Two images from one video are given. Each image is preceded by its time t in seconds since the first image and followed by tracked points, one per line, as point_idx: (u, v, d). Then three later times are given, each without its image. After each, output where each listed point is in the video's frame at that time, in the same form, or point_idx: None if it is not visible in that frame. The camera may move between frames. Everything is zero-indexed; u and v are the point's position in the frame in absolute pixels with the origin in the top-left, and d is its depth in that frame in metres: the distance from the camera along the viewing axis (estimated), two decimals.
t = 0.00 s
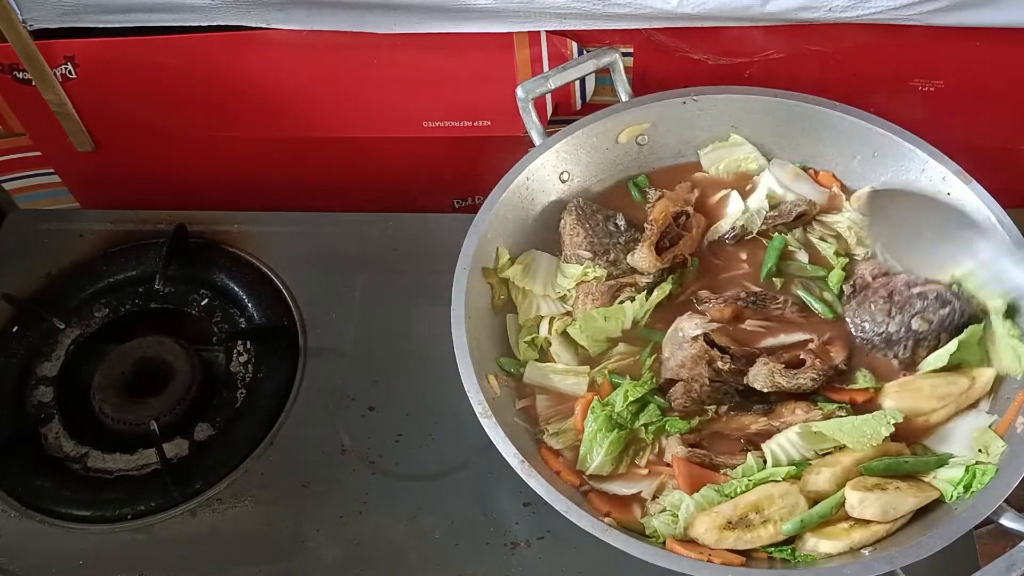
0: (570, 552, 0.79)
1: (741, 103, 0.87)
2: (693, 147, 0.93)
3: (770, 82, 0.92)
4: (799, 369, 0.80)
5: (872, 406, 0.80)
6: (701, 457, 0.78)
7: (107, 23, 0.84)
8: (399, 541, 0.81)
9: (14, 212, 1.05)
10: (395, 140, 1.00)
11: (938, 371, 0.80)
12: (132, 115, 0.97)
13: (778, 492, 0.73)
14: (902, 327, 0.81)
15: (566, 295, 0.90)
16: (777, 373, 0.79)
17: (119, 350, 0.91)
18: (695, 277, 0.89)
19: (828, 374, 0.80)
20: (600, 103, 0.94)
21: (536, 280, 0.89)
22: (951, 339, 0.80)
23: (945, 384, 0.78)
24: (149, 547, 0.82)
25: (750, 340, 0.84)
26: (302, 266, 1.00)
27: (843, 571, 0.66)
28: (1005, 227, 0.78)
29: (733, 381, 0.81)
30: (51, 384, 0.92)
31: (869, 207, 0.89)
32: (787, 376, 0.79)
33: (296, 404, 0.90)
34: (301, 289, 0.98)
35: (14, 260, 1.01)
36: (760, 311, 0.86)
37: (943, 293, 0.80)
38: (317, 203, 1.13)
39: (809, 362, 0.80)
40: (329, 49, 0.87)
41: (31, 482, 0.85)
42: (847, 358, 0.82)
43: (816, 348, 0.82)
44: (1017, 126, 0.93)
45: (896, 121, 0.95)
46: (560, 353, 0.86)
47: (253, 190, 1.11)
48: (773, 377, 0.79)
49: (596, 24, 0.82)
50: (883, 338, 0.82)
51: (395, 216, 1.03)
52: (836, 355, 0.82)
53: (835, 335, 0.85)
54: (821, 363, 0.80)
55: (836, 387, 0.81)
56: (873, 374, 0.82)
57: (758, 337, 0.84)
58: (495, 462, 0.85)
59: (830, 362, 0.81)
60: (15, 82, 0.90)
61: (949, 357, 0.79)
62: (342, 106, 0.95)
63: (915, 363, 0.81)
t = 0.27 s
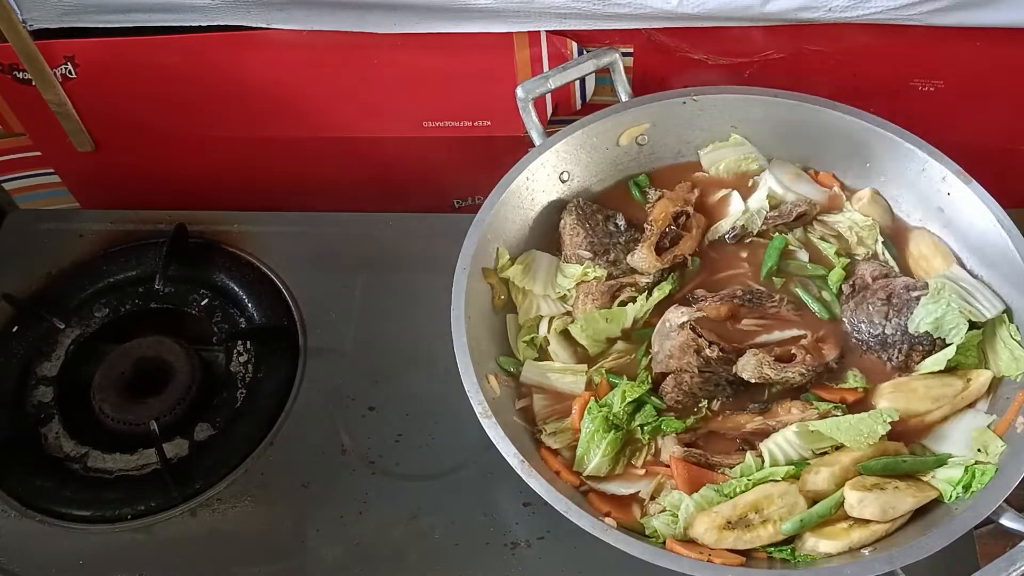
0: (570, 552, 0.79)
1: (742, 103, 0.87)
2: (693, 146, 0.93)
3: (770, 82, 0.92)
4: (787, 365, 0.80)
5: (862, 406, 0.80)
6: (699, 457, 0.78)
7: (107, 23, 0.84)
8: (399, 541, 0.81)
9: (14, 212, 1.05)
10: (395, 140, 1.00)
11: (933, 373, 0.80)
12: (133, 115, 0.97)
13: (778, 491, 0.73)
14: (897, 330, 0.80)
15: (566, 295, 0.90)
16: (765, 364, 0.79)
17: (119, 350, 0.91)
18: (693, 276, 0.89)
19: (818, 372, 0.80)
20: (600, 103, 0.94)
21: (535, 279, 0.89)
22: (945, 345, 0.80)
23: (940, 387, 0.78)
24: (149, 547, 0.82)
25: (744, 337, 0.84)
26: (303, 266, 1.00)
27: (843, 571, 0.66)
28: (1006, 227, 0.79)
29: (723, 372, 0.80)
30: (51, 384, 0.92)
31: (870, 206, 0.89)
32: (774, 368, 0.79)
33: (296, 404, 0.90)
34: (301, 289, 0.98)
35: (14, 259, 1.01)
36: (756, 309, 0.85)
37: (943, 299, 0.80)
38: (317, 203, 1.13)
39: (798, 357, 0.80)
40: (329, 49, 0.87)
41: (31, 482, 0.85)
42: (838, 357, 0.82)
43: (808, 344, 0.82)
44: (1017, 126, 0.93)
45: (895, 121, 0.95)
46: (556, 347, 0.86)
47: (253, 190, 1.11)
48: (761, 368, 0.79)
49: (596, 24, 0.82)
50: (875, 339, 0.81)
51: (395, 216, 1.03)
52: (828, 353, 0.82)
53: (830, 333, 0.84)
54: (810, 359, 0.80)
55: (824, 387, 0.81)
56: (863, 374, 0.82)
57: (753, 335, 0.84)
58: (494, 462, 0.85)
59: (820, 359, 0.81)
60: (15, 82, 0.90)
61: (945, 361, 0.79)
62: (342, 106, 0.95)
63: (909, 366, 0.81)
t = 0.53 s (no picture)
0: (570, 552, 0.79)
1: (742, 102, 0.87)
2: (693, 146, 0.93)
3: (770, 82, 0.92)
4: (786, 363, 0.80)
5: (862, 406, 0.80)
6: (698, 457, 0.78)
7: (107, 23, 0.84)
8: (399, 541, 0.81)
9: (14, 212, 1.05)
10: (395, 140, 1.00)
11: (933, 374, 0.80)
12: (133, 115, 0.97)
13: (778, 491, 0.73)
14: (897, 330, 0.80)
15: (567, 295, 0.90)
16: (763, 362, 0.79)
17: (119, 350, 0.91)
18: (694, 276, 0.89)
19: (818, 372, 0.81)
20: (600, 102, 0.94)
21: (535, 279, 0.89)
22: (945, 346, 0.80)
23: (939, 387, 0.78)
24: (148, 548, 0.82)
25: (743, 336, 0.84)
26: (302, 266, 1.00)
27: (843, 571, 0.66)
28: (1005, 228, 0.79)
29: (721, 368, 0.80)
30: (51, 384, 0.92)
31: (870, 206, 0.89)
32: (771, 366, 0.79)
33: (296, 404, 0.90)
34: (301, 289, 0.98)
35: (14, 260, 1.01)
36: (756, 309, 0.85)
37: (943, 299, 0.80)
38: (317, 204, 1.13)
39: (797, 356, 0.80)
40: (329, 49, 0.87)
41: (31, 483, 0.85)
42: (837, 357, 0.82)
43: (807, 343, 0.82)
44: (1017, 126, 0.93)
45: (895, 121, 0.95)
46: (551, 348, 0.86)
47: (253, 190, 1.11)
48: (759, 365, 0.79)
49: (596, 24, 0.82)
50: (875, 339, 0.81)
51: (395, 216, 1.03)
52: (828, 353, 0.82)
53: (830, 333, 0.84)
54: (809, 358, 0.80)
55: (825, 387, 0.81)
56: (863, 374, 0.82)
57: (752, 335, 0.84)
58: (494, 463, 0.85)
59: (820, 358, 0.81)
60: (15, 82, 0.90)
61: (945, 361, 0.79)
62: (342, 106, 0.95)
63: (908, 365, 0.81)
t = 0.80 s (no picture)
0: (571, 553, 0.79)
1: (741, 104, 0.87)
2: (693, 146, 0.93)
3: (772, 82, 0.91)
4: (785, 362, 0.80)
5: (862, 407, 0.80)
6: (699, 458, 0.78)
7: (106, 23, 0.83)
8: (399, 542, 0.81)
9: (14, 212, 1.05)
10: (396, 141, 1.00)
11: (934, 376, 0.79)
12: (133, 115, 0.97)
13: (779, 491, 0.73)
14: (898, 331, 0.81)
15: (568, 296, 0.89)
16: (762, 360, 0.80)
17: (119, 350, 0.91)
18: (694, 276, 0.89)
19: (817, 372, 0.81)
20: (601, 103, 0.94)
21: (537, 280, 0.88)
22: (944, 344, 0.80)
23: (941, 387, 0.78)
24: (149, 548, 0.82)
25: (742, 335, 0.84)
26: (303, 267, 0.99)
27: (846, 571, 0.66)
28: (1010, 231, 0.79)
29: (720, 367, 0.81)
30: (51, 384, 0.92)
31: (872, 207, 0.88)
32: (771, 366, 0.79)
33: (296, 405, 0.90)
34: (301, 289, 0.98)
35: (14, 260, 1.01)
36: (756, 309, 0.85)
37: (943, 300, 0.81)
38: (318, 204, 1.13)
39: (797, 357, 0.80)
40: (329, 50, 0.87)
41: (32, 483, 0.85)
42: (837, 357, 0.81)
43: (808, 343, 0.82)
44: (1018, 126, 0.93)
45: (897, 122, 0.95)
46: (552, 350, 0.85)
47: (253, 190, 1.10)
48: (758, 364, 0.80)
49: (597, 24, 0.82)
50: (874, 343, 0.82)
51: (395, 216, 1.03)
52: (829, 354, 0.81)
53: (830, 334, 0.84)
54: (809, 358, 0.80)
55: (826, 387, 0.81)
56: (863, 375, 0.82)
57: (752, 335, 0.84)
58: (495, 464, 0.85)
59: (820, 359, 0.81)
60: (15, 82, 0.90)
61: (947, 362, 0.79)
62: (342, 107, 0.95)
63: (908, 366, 0.81)
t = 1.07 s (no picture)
0: (571, 552, 0.80)
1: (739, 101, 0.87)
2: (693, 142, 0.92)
3: (771, 82, 0.91)
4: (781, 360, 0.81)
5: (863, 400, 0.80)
6: (700, 455, 0.77)
7: (107, 23, 0.83)
8: (399, 541, 0.81)
9: (14, 212, 1.05)
10: (396, 140, 1.00)
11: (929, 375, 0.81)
12: (133, 115, 0.97)
13: (777, 487, 0.75)
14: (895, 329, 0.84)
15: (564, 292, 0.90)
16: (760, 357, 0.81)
17: (119, 350, 0.92)
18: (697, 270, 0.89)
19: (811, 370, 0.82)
20: (600, 103, 0.94)
21: (537, 280, 0.89)
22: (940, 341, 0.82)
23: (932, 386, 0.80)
24: (148, 548, 0.82)
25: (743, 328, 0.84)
26: (303, 266, 1.00)
27: (846, 570, 0.66)
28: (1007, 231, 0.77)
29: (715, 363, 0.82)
30: (51, 384, 0.93)
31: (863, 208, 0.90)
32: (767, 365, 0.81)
33: (296, 404, 0.90)
34: (301, 289, 0.98)
35: (15, 260, 1.01)
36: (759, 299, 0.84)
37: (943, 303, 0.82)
38: (318, 204, 1.13)
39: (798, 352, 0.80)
40: (329, 49, 0.87)
41: (31, 482, 0.85)
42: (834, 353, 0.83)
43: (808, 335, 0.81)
44: (1017, 126, 0.93)
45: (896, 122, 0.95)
46: (547, 340, 0.85)
47: (254, 190, 1.10)
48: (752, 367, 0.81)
49: (597, 24, 0.82)
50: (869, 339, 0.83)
51: (395, 216, 1.03)
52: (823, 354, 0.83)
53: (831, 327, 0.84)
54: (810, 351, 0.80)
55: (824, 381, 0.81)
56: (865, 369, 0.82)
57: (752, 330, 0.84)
58: (495, 463, 0.86)
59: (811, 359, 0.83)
60: (15, 82, 0.90)
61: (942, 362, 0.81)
62: (342, 107, 0.95)
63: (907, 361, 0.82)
